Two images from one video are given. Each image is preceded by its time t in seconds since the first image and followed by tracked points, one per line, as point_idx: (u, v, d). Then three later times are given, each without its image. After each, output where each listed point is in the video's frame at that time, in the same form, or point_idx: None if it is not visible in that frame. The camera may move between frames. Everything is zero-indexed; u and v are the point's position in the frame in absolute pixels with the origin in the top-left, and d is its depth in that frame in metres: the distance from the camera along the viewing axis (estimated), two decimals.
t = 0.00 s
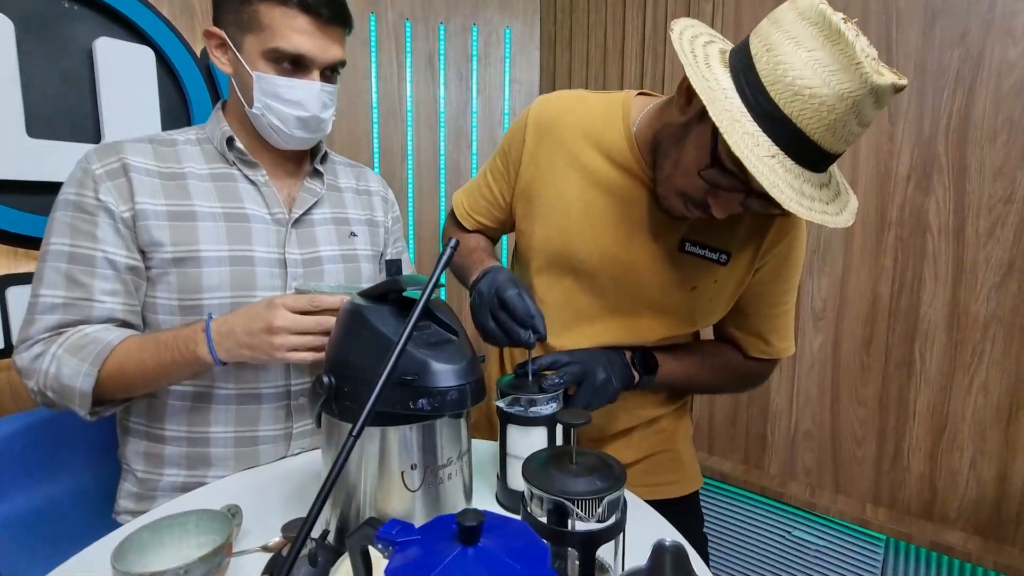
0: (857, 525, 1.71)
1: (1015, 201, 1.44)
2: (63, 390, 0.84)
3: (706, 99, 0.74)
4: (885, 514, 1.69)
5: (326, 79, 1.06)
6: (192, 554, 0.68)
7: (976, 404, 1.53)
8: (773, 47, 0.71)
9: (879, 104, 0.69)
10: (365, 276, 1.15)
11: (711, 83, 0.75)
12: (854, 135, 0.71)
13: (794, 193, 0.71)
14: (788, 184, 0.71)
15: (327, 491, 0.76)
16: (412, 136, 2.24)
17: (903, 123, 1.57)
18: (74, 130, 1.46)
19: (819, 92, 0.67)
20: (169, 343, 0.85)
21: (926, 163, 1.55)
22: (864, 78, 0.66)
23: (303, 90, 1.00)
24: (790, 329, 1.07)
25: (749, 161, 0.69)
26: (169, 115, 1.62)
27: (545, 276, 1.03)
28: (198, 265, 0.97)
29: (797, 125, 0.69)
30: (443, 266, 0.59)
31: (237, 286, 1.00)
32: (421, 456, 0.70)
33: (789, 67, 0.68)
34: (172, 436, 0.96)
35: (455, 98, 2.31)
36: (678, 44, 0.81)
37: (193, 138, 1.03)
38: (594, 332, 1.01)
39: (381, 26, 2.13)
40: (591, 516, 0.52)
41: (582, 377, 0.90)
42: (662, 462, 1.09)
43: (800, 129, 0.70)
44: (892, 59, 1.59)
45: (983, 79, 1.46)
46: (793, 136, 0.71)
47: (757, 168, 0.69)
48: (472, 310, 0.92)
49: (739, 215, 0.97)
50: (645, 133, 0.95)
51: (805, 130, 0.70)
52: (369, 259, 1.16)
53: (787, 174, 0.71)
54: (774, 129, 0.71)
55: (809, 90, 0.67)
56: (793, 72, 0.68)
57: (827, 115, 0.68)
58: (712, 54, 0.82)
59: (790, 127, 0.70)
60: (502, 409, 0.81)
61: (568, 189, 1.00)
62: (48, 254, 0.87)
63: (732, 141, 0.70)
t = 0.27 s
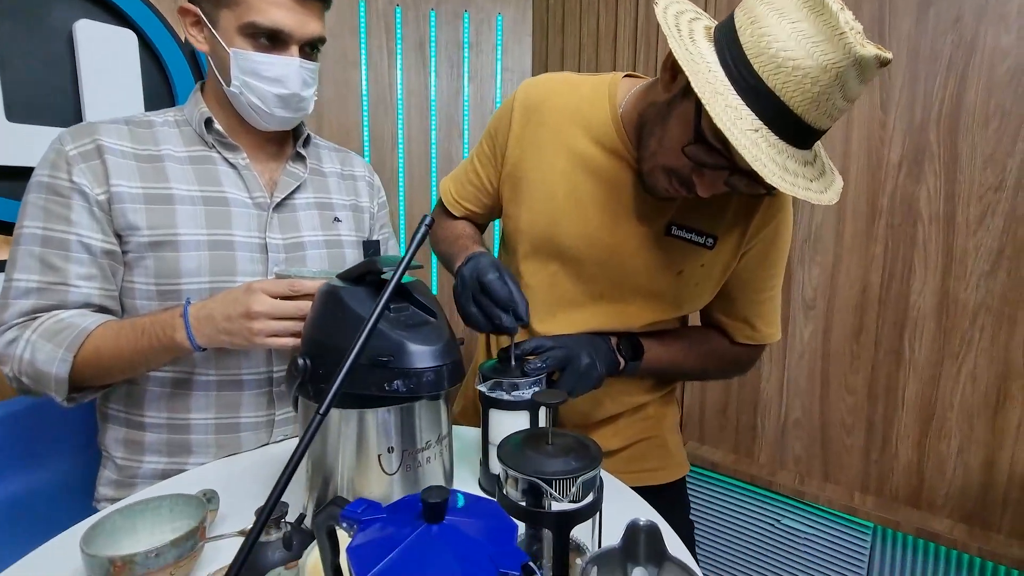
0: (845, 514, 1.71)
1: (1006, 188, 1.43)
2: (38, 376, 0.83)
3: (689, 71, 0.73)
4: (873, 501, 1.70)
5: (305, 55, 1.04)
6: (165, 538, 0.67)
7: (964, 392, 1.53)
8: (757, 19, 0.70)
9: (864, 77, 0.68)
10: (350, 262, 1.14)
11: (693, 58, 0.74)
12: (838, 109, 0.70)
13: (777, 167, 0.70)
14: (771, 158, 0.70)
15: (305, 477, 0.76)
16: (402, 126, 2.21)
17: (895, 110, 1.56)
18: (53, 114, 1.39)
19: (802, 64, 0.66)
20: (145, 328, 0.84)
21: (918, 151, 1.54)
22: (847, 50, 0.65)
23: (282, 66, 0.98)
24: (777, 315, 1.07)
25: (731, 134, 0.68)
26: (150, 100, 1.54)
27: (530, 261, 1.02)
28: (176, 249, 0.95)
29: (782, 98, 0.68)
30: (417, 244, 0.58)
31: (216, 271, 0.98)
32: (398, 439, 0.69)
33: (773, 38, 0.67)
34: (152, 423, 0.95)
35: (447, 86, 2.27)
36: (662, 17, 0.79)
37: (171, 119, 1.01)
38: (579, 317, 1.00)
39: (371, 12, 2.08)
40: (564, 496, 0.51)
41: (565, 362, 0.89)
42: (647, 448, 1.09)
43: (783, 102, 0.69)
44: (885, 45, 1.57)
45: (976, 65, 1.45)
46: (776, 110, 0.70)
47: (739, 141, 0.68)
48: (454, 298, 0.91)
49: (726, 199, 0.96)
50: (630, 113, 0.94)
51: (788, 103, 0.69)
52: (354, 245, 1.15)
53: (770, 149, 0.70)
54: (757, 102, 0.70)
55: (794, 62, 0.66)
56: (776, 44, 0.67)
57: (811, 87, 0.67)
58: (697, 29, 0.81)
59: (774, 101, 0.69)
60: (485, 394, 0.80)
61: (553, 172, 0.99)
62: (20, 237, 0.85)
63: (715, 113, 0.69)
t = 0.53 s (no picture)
0: (836, 505, 1.72)
1: (996, 181, 1.44)
2: (20, 367, 0.82)
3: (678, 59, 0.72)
4: (864, 493, 1.71)
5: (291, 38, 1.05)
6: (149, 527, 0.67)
7: (954, 384, 1.54)
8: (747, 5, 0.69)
9: (854, 64, 0.68)
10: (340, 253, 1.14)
11: (683, 45, 0.74)
12: (828, 96, 0.70)
13: (767, 156, 0.70)
14: (761, 146, 0.70)
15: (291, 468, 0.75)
16: (395, 120, 2.19)
17: (887, 103, 1.56)
18: (41, 105, 1.37)
19: (791, 50, 0.66)
20: (131, 321, 0.83)
21: (909, 143, 1.54)
22: (836, 36, 0.65)
23: (267, 44, 0.99)
24: (767, 307, 1.07)
25: (721, 121, 0.68)
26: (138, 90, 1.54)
27: (520, 252, 1.02)
28: (163, 239, 0.94)
29: (772, 85, 0.68)
30: (401, 230, 0.57)
31: (204, 262, 0.98)
32: (384, 428, 0.69)
33: (763, 25, 0.67)
34: (140, 415, 0.94)
35: (440, 79, 2.25)
36: (652, 4, 0.79)
37: (158, 108, 1.01)
38: (568, 308, 1.00)
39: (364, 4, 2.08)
40: (548, 480, 0.51)
41: (554, 352, 0.89)
42: (638, 439, 1.09)
43: (772, 89, 0.69)
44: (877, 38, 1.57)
45: (967, 58, 1.45)
46: (765, 98, 0.69)
47: (728, 128, 0.68)
48: (442, 258, 0.91)
49: (715, 190, 0.96)
50: (620, 103, 0.94)
51: (777, 90, 0.68)
52: (345, 236, 1.15)
53: (760, 136, 0.70)
54: (747, 90, 0.70)
55: (784, 48, 0.66)
56: (765, 30, 0.67)
57: (801, 74, 0.67)
58: (686, 16, 0.81)
59: (764, 88, 0.69)
60: (472, 385, 0.80)
61: (542, 163, 0.99)
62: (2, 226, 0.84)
63: (704, 100, 0.69)
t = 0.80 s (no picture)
0: (829, 498, 1.74)
1: (986, 176, 1.45)
2: (18, 364, 0.83)
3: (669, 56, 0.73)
4: (857, 486, 1.72)
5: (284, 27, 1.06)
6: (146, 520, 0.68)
7: (945, 377, 1.55)
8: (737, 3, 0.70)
9: (841, 62, 0.69)
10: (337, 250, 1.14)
11: (674, 42, 0.75)
12: (817, 93, 0.71)
13: (757, 152, 0.71)
14: (751, 142, 0.71)
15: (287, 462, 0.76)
16: (391, 118, 2.20)
17: (879, 99, 1.58)
18: (36, 102, 1.37)
19: (780, 48, 0.67)
20: (130, 321, 0.84)
21: (901, 139, 1.55)
22: (824, 33, 0.66)
23: (260, 30, 1.00)
24: (758, 302, 1.08)
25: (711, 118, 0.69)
26: (133, 85, 1.54)
27: (514, 248, 1.03)
28: (159, 236, 0.95)
29: (761, 82, 0.69)
30: (394, 224, 0.58)
31: (201, 259, 0.98)
32: (379, 421, 0.69)
33: (752, 23, 0.68)
34: (138, 411, 0.95)
35: (436, 76, 2.25)
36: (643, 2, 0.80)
37: (154, 104, 1.01)
38: (562, 304, 1.01)
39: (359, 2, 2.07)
40: (538, 469, 0.52)
41: (547, 346, 0.90)
42: (631, 433, 1.10)
43: (762, 86, 0.69)
44: (869, 34, 1.58)
45: (957, 54, 1.46)
46: (755, 95, 0.70)
47: (718, 124, 0.69)
48: (435, 250, 0.91)
49: (706, 186, 0.97)
50: (612, 100, 0.94)
51: (766, 87, 0.69)
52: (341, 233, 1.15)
53: (750, 133, 0.71)
54: (737, 87, 0.70)
55: (773, 46, 0.67)
56: (754, 28, 0.68)
57: (789, 71, 0.68)
58: (677, 14, 0.82)
59: (753, 85, 0.70)
60: (465, 379, 0.81)
61: (536, 160, 0.99)
62: None
63: (695, 98, 0.70)
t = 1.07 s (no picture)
0: (828, 494, 1.75)
1: (983, 172, 1.45)
2: (24, 369, 0.84)
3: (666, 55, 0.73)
4: (855, 482, 1.73)
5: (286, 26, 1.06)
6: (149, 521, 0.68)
7: (942, 374, 1.56)
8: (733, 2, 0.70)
9: (837, 60, 0.69)
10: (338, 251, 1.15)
11: (671, 42, 0.75)
12: (813, 91, 0.71)
13: (754, 150, 0.71)
14: (748, 141, 0.71)
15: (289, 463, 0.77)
16: (389, 116, 2.19)
17: (877, 95, 1.58)
18: (34, 104, 1.37)
19: (776, 46, 0.67)
20: (134, 323, 0.84)
21: (898, 136, 1.55)
22: (819, 32, 0.66)
23: (263, 32, 1.00)
24: (756, 300, 1.08)
25: (708, 117, 0.69)
26: (132, 87, 1.54)
27: (513, 248, 1.03)
28: (162, 240, 0.95)
29: (758, 81, 0.69)
30: (392, 226, 0.58)
31: (204, 261, 0.99)
32: (381, 422, 0.70)
33: (748, 21, 0.68)
34: (142, 413, 0.96)
35: (434, 75, 2.26)
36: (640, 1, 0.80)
37: (154, 106, 1.01)
38: (561, 304, 1.01)
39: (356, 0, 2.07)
40: (537, 469, 0.53)
41: (547, 345, 0.90)
42: (630, 431, 1.10)
43: (757, 84, 0.70)
44: (866, 31, 1.58)
45: (955, 50, 1.46)
46: (752, 93, 0.70)
47: (715, 123, 0.69)
48: (434, 247, 0.91)
49: (704, 185, 0.97)
50: (610, 100, 0.95)
51: (762, 86, 0.70)
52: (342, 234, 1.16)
53: (746, 131, 0.71)
54: (733, 85, 0.71)
55: (769, 44, 0.67)
56: (751, 26, 0.68)
57: (785, 70, 0.68)
58: (674, 14, 0.82)
59: (750, 84, 0.70)
60: (465, 378, 0.82)
61: (534, 160, 0.99)
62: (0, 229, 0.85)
63: (692, 96, 0.70)
